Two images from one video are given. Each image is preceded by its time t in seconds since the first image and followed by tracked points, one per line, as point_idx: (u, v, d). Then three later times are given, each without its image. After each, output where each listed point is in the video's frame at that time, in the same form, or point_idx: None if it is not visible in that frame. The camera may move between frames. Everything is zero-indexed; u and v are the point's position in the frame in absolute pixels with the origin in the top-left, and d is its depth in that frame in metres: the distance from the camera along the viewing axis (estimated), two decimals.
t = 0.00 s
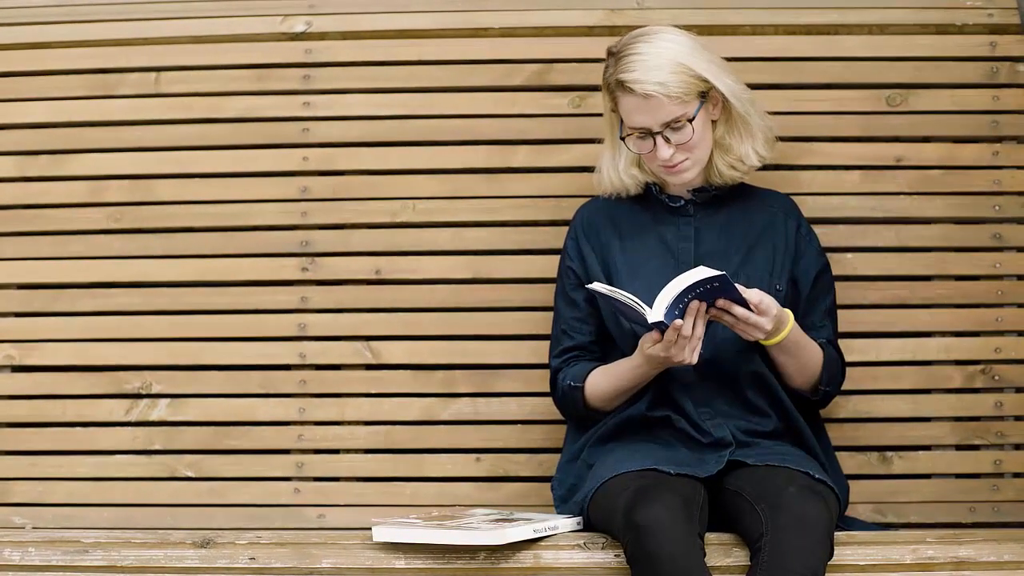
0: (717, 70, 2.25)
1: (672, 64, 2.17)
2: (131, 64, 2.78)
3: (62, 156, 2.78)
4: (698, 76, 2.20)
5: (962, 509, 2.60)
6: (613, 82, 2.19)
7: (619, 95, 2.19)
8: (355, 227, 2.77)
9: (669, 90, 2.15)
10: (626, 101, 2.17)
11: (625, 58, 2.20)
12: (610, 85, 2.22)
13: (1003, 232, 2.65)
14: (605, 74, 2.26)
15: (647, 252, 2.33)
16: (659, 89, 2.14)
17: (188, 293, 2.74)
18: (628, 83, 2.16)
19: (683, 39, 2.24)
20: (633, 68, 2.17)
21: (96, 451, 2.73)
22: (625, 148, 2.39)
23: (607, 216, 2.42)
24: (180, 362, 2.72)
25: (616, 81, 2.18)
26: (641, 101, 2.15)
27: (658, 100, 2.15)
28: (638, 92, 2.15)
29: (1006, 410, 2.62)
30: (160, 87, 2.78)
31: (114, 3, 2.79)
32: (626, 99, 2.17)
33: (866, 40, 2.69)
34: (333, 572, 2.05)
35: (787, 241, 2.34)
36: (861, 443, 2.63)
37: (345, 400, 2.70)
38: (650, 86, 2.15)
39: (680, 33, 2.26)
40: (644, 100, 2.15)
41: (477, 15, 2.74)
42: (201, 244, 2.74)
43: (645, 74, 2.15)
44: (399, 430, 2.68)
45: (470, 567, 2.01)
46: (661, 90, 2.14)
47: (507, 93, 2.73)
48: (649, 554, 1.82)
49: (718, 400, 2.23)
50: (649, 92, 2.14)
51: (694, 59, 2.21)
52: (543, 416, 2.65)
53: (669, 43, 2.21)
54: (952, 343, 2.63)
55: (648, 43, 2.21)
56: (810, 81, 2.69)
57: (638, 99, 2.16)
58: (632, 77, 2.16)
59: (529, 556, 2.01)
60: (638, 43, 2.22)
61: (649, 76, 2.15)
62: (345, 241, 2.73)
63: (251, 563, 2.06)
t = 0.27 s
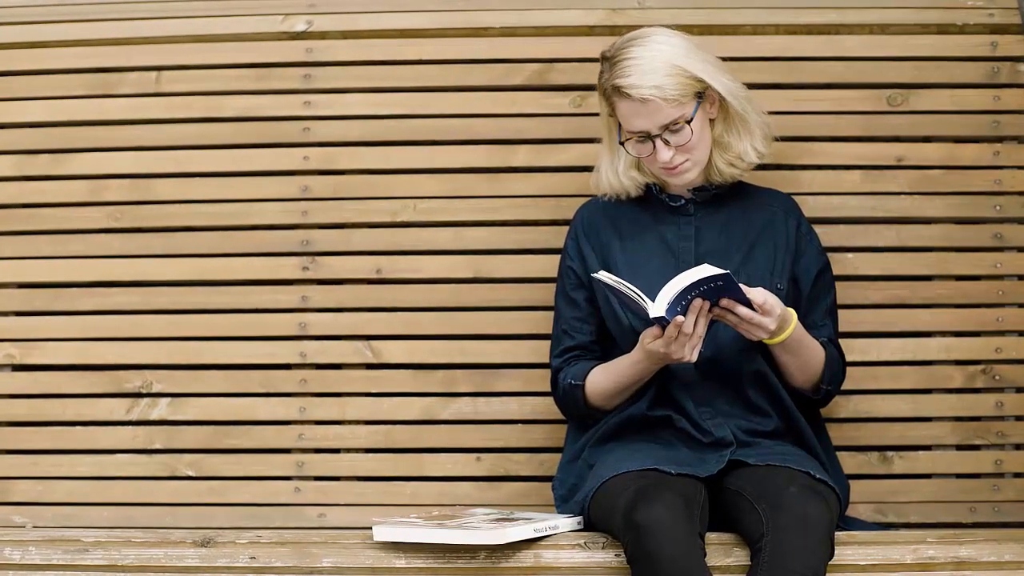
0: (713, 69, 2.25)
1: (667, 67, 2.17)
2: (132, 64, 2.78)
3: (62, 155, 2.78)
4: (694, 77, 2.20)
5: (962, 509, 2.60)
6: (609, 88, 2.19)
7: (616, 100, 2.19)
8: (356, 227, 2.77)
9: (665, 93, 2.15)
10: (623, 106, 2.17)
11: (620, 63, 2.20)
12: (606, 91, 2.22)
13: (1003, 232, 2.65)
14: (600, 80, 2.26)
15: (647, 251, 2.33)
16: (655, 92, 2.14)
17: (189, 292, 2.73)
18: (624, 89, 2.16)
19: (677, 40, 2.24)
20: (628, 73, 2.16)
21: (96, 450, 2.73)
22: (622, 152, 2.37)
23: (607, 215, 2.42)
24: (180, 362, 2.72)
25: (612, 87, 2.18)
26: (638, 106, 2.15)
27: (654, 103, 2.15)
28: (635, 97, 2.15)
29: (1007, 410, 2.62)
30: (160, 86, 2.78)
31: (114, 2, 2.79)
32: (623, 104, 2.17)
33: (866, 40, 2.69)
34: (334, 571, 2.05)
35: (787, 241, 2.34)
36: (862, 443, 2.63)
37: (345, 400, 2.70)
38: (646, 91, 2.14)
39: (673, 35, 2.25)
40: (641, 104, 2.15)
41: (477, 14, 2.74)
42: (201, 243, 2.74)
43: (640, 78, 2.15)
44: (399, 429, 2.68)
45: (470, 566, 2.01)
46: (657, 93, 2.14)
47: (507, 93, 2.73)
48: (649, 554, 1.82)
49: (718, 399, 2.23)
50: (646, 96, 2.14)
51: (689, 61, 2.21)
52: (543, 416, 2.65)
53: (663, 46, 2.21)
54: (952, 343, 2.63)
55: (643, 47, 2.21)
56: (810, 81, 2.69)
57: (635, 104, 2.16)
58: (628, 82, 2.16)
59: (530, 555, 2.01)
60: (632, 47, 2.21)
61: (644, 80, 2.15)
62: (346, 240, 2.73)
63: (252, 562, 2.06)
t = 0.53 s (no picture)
0: (712, 67, 2.25)
1: (665, 65, 2.17)
2: (131, 63, 2.78)
3: (63, 154, 2.78)
4: (693, 75, 2.20)
5: (962, 509, 2.60)
6: (608, 87, 2.19)
7: (615, 98, 2.19)
8: (356, 226, 2.77)
9: (664, 90, 2.15)
10: (622, 104, 2.18)
11: (618, 62, 2.20)
12: (605, 90, 2.22)
13: (1003, 232, 2.65)
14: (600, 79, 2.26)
15: (648, 251, 2.33)
16: (653, 90, 2.14)
17: (188, 291, 2.73)
18: (623, 87, 2.16)
19: (675, 38, 2.24)
20: (627, 71, 2.17)
21: (96, 449, 2.73)
22: (622, 152, 2.37)
23: (608, 215, 2.42)
24: (180, 361, 2.72)
25: (611, 86, 2.18)
26: (637, 104, 2.16)
27: (653, 101, 2.15)
28: (633, 95, 2.16)
29: (1007, 411, 2.62)
30: (160, 85, 2.78)
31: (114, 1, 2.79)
32: (622, 102, 2.17)
33: (867, 40, 2.69)
34: (334, 570, 2.05)
35: (788, 240, 2.34)
36: (861, 443, 2.63)
37: (345, 399, 2.69)
38: (644, 89, 2.15)
39: (672, 33, 2.25)
40: (640, 102, 2.16)
41: (478, 13, 2.74)
42: (201, 242, 2.74)
43: (639, 76, 2.15)
44: (399, 428, 2.68)
45: (470, 566, 2.01)
46: (656, 91, 2.14)
47: (507, 92, 2.73)
48: (649, 554, 1.82)
49: (719, 399, 2.23)
50: (644, 94, 2.15)
51: (687, 58, 2.21)
52: (543, 415, 2.65)
53: (662, 44, 2.21)
54: (953, 343, 2.63)
55: (641, 45, 2.22)
56: (810, 81, 2.69)
57: (634, 102, 2.16)
58: (626, 80, 2.16)
59: (530, 555, 2.01)
60: (631, 46, 2.22)
61: (643, 78, 2.15)
62: (346, 240, 2.73)
63: (252, 562, 2.06)
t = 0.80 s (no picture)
0: (704, 66, 2.25)
1: (657, 62, 2.17)
2: (126, 61, 2.78)
3: (57, 153, 2.77)
4: (685, 73, 2.20)
5: (956, 510, 2.60)
6: (600, 85, 2.20)
7: (607, 96, 2.19)
8: (350, 225, 2.77)
9: (656, 88, 2.15)
10: (613, 102, 2.18)
11: (610, 60, 2.20)
12: (597, 88, 2.23)
13: (998, 233, 2.65)
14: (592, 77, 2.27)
15: (642, 250, 2.33)
16: (645, 87, 2.15)
17: (182, 290, 2.73)
18: (615, 84, 2.16)
19: (668, 37, 2.24)
20: (619, 68, 2.17)
21: (89, 448, 2.73)
22: (617, 151, 2.37)
23: (602, 214, 2.42)
24: (174, 360, 2.72)
25: (603, 83, 2.19)
26: (629, 102, 2.16)
27: (645, 99, 2.15)
28: (625, 92, 2.16)
29: (1001, 411, 2.62)
30: (155, 84, 2.78)
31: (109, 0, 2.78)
32: (614, 100, 2.18)
33: (861, 40, 2.69)
34: (326, 570, 2.05)
35: (782, 240, 2.34)
36: (855, 443, 2.63)
37: (339, 398, 2.69)
38: (636, 86, 2.15)
39: (665, 33, 2.26)
40: (631, 100, 2.16)
41: (473, 13, 2.74)
42: (195, 241, 2.74)
43: (631, 74, 2.16)
44: (393, 428, 2.68)
45: (464, 566, 2.01)
46: (648, 88, 2.15)
47: (502, 92, 2.73)
48: (641, 554, 1.82)
49: (712, 399, 2.23)
50: (636, 91, 2.15)
51: (680, 57, 2.21)
52: (537, 415, 2.65)
53: (654, 42, 2.22)
54: (947, 344, 2.63)
55: (633, 43, 2.22)
56: (805, 81, 2.69)
57: (626, 100, 2.16)
58: (618, 78, 2.17)
59: (523, 555, 2.01)
60: (623, 44, 2.22)
61: (635, 75, 2.15)
62: (340, 239, 2.73)
63: (244, 561, 2.06)
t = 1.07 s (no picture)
0: (702, 69, 2.25)
1: (655, 65, 2.17)
2: (125, 63, 2.78)
3: (56, 155, 2.77)
4: (683, 76, 2.20)
5: (954, 514, 2.60)
6: (598, 88, 2.20)
7: (605, 99, 2.19)
8: (349, 228, 2.77)
9: (653, 91, 2.15)
10: (611, 105, 2.18)
11: (608, 62, 2.20)
12: (595, 90, 2.23)
13: (996, 237, 2.65)
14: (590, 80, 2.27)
15: (641, 253, 2.33)
16: (642, 90, 2.15)
17: (181, 292, 2.73)
18: (612, 87, 2.16)
19: (666, 40, 2.24)
20: (617, 71, 2.17)
21: (88, 449, 2.73)
22: (616, 154, 2.37)
23: (601, 218, 2.42)
24: (173, 362, 2.72)
25: (601, 86, 2.19)
26: (626, 105, 2.16)
27: (642, 102, 2.15)
28: (623, 95, 2.16)
29: (999, 415, 2.62)
30: (154, 86, 2.78)
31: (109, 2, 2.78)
32: (611, 103, 2.18)
33: (860, 44, 2.69)
34: (324, 572, 2.05)
35: (780, 244, 2.34)
36: (854, 447, 2.63)
37: (338, 401, 2.69)
38: (634, 89, 2.15)
39: (663, 36, 2.26)
40: (629, 103, 2.16)
41: (473, 16, 2.74)
42: (194, 243, 2.74)
43: (628, 77, 2.16)
44: (391, 430, 2.68)
45: (463, 568, 2.01)
46: (646, 91, 2.15)
47: (501, 95, 2.73)
48: (640, 557, 1.82)
49: (711, 402, 2.23)
50: (634, 94, 2.15)
51: (677, 60, 2.21)
52: (535, 418, 2.66)
53: (652, 45, 2.21)
54: (945, 348, 2.63)
55: (631, 46, 2.22)
56: (804, 85, 2.69)
57: (624, 103, 2.16)
58: (616, 81, 2.16)
59: (522, 557, 2.01)
60: (621, 46, 2.22)
61: (632, 78, 2.15)
62: (339, 241, 2.73)
63: (242, 563, 2.06)
